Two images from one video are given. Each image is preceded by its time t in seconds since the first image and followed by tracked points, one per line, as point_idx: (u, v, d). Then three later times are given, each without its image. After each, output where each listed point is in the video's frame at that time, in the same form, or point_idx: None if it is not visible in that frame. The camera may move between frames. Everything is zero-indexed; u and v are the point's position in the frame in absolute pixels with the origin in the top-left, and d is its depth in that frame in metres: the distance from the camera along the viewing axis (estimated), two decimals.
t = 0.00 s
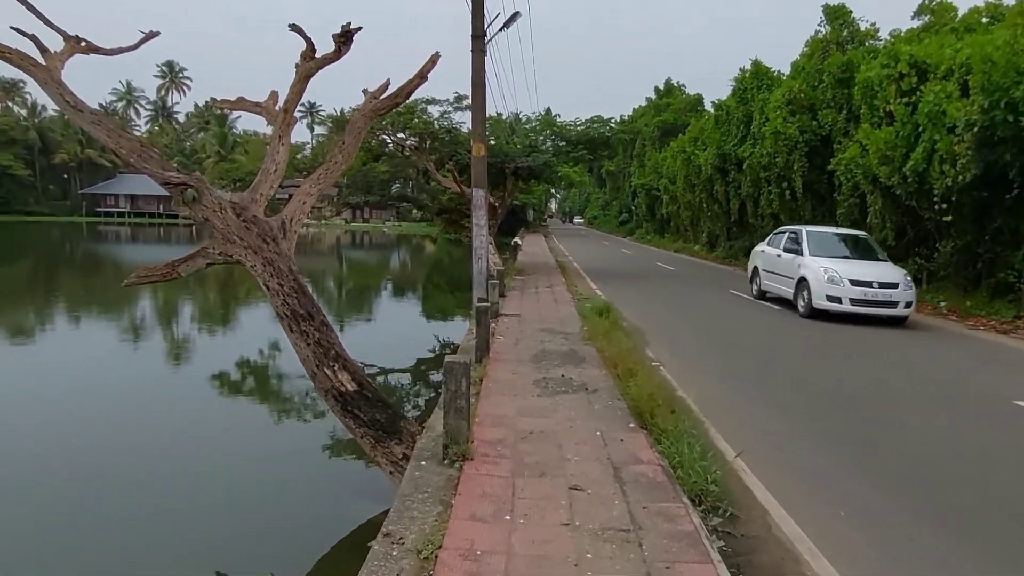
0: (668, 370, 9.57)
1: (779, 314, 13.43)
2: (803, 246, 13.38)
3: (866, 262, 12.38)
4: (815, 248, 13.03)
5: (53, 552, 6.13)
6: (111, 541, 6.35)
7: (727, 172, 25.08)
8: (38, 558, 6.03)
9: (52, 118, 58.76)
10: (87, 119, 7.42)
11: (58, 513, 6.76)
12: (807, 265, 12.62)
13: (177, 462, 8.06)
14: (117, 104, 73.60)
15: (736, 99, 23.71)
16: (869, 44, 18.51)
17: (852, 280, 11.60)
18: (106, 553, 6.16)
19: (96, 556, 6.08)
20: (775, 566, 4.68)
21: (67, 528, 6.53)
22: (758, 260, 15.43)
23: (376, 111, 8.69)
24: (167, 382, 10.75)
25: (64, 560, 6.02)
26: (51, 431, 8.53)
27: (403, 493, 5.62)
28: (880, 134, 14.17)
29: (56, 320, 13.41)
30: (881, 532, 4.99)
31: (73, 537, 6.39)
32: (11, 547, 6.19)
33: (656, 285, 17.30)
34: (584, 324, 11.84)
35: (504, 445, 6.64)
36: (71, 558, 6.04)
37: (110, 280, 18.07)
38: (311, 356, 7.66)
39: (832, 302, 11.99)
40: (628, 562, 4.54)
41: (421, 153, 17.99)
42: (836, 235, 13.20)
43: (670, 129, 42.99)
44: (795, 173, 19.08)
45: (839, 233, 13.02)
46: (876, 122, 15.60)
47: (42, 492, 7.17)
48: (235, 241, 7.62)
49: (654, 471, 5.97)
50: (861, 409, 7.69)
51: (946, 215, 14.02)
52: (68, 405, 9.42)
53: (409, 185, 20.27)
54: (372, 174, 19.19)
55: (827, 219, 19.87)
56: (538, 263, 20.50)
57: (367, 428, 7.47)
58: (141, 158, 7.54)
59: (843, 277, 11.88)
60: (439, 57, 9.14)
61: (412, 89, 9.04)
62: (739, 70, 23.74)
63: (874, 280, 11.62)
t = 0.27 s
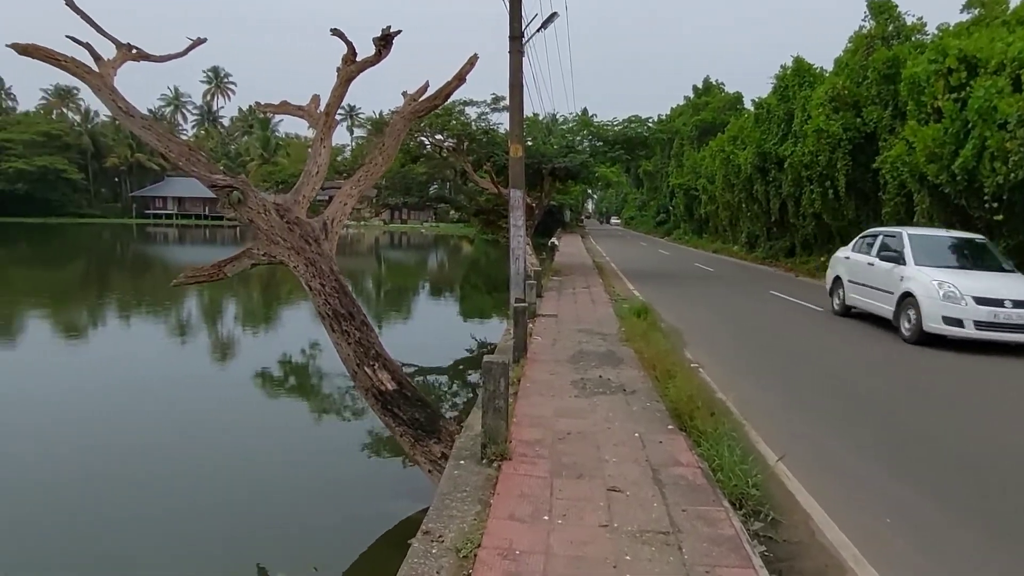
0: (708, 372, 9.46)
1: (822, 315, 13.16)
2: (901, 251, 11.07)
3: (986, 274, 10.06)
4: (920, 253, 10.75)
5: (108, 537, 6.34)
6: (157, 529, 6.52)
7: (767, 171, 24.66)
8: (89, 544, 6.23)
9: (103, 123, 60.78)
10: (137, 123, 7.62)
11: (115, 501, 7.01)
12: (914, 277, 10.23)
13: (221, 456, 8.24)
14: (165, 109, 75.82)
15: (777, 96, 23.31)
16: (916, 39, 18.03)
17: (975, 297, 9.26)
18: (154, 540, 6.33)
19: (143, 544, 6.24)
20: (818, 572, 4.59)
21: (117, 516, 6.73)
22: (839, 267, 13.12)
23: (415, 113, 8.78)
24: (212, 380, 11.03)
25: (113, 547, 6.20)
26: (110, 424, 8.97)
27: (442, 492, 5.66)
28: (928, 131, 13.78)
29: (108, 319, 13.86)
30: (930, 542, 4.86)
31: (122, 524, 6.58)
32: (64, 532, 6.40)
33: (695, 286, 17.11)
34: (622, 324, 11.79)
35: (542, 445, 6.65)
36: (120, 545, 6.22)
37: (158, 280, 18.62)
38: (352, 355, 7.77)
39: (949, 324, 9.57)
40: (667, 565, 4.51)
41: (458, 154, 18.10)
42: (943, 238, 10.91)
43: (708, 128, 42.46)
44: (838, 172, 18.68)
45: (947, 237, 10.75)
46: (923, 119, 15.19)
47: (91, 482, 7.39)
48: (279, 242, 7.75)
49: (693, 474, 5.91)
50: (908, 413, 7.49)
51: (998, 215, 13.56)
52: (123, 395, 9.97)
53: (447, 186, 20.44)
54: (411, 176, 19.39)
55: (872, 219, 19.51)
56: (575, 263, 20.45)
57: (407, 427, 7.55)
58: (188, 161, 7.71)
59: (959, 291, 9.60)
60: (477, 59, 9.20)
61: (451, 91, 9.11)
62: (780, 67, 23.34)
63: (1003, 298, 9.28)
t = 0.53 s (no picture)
0: (747, 373, 9.32)
1: (864, 317, 12.86)
2: None
3: None
4: None
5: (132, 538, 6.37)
6: (201, 522, 6.69)
7: (808, 169, 24.21)
8: (137, 535, 6.43)
9: (150, 128, 62.56)
10: (183, 127, 7.80)
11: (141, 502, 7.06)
12: None
13: (262, 453, 8.40)
14: (210, 113, 77.71)
15: (818, 93, 22.87)
16: (963, 33, 17.51)
17: None
18: (197, 533, 6.49)
19: (187, 537, 6.41)
20: None
21: (161, 509, 6.92)
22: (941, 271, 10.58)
23: (452, 115, 8.84)
24: (255, 378, 11.27)
25: (159, 538, 6.38)
26: (137, 425, 9.03)
27: (479, 491, 5.70)
28: (976, 126, 13.35)
29: (155, 318, 14.27)
30: (980, 551, 4.72)
31: (167, 517, 6.77)
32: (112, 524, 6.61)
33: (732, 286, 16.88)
34: (659, 325, 11.70)
35: (579, 445, 6.64)
36: (166, 537, 6.40)
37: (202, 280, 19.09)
38: (391, 354, 7.84)
39: None
40: (706, 568, 4.46)
41: (494, 155, 18.12)
42: None
43: (747, 126, 41.80)
44: (882, 170, 18.24)
45: None
46: (971, 115, 14.74)
47: (140, 474, 7.63)
48: (319, 243, 7.85)
49: (732, 476, 5.84)
50: (956, 418, 7.28)
51: None
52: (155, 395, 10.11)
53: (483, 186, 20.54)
54: (447, 176, 19.53)
55: (917, 218, 18.98)
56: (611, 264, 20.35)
57: (444, 426, 7.61)
58: (232, 163, 7.86)
59: None
60: (513, 60, 9.23)
61: (487, 92, 9.15)
62: (821, 63, 22.90)
63: None
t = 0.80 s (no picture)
0: (789, 375, 9.15)
1: (912, 318, 12.50)
2: None
3: None
4: None
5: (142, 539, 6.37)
6: (244, 516, 6.85)
7: (852, 167, 23.65)
8: (184, 527, 6.61)
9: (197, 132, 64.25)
10: (229, 130, 7.98)
11: (150, 503, 7.07)
12: None
13: (304, 449, 8.56)
14: (253, 117, 79.43)
15: (863, 89, 22.36)
16: (1017, 25, 16.93)
17: None
18: (242, 526, 6.65)
19: (232, 529, 6.57)
20: None
21: (207, 503, 7.11)
22: None
23: (491, 115, 8.88)
24: (297, 376, 11.50)
25: (205, 531, 6.55)
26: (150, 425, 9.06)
27: (518, 490, 5.72)
28: None
29: (202, 317, 14.66)
30: None
31: (212, 511, 6.94)
32: (160, 516, 6.82)
33: (774, 287, 16.58)
34: (699, 326, 11.57)
35: (618, 447, 6.61)
36: (211, 529, 6.57)
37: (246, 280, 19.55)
38: (430, 353, 7.89)
39: None
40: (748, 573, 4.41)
41: (532, 156, 18.17)
42: None
43: (789, 124, 41.02)
44: (931, 168, 17.72)
45: None
46: None
47: (186, 469, 7.83)
48: (361, 243, 7.96)
49: (775, 480, 5.75)
50: (1010, 424, 7.03)
51: None
52: (169, 396, 10.13)
53: (521, 187, 20.59)
54: (485, 177, 19.61)
55: (968, 216, 18.23)
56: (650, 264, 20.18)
57: (483, 425, 7.65)
58: (276, 165, 8.01)
59: None
60: (552, 60, 9.23)
61: (526, 93, 9.17)
62: (866, 59, 22.39)
63: None
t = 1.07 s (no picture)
0: (835, 378, 8.95)
1: (965, 320, 12.10)
2: None
3: None
4: None
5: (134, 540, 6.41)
6: (288, 511, 7.00)
7: (901, 165, 23.02)
8: (230, 521, 6.79)
9: (243, 135, 65.81)
10: (274, 133, 8.13)
11: (170, 499, 7.20)
12: None
13: (346, 446, 8.70)
14: (297, 121, 81.04)
15: (913, 84, 21.76)
16: None
17: None
18: (286, 521, 6.80)
19: (277, 524, 6.73)
20: None
21: (251, 498, 7.28)
22: None
23: (530, 116, 8.89)
24: (340, 374, 11.70)
25: (251, 525, 6.72)
26: (153, 425, 9.14)
27: (558, 490, 5.72)
28: None
29: (247, 316, 15.03)
30: None
31: (257, 505, 7.11)
32: (208, 510, 7.01)
33: (819, 287, 16.22)
34: (741, 327, 11.40)
35: (659, 448, 6.57)
36: (257, 523, 6.74)
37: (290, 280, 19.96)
38: (470, 353, 7.93)
39: None
40: None
41: (571, 156, 18.14)
42: None
43: (835, 121, 40.06)
44: (984, 164, 17.13)
45: None
46: None
47: (233, 464, 8.03)
48: (402, 244, 8.04)
49: (820, 485, 5.64)
50: None
51: None
52: (172, 396, 10.17)
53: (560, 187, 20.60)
54: (524, 177, 19.62)
55: None
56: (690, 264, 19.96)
57: (523, 425, 7.67)
58: (320, 167, 8.13)
59: None
60: (591, 60, 9.21)
61: (565, 93, 9.16)
62: (916, 53, 21.79)
63: None
